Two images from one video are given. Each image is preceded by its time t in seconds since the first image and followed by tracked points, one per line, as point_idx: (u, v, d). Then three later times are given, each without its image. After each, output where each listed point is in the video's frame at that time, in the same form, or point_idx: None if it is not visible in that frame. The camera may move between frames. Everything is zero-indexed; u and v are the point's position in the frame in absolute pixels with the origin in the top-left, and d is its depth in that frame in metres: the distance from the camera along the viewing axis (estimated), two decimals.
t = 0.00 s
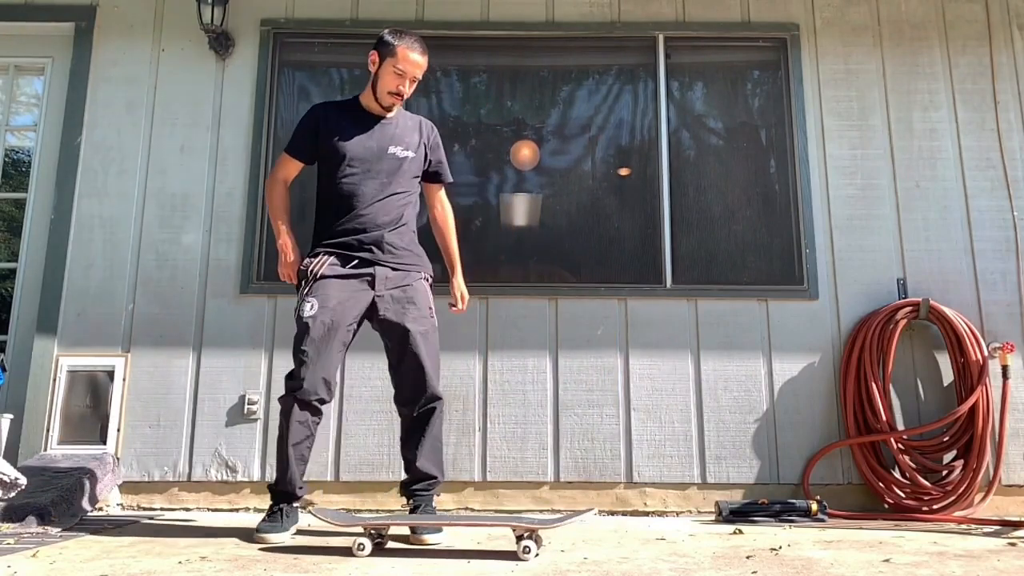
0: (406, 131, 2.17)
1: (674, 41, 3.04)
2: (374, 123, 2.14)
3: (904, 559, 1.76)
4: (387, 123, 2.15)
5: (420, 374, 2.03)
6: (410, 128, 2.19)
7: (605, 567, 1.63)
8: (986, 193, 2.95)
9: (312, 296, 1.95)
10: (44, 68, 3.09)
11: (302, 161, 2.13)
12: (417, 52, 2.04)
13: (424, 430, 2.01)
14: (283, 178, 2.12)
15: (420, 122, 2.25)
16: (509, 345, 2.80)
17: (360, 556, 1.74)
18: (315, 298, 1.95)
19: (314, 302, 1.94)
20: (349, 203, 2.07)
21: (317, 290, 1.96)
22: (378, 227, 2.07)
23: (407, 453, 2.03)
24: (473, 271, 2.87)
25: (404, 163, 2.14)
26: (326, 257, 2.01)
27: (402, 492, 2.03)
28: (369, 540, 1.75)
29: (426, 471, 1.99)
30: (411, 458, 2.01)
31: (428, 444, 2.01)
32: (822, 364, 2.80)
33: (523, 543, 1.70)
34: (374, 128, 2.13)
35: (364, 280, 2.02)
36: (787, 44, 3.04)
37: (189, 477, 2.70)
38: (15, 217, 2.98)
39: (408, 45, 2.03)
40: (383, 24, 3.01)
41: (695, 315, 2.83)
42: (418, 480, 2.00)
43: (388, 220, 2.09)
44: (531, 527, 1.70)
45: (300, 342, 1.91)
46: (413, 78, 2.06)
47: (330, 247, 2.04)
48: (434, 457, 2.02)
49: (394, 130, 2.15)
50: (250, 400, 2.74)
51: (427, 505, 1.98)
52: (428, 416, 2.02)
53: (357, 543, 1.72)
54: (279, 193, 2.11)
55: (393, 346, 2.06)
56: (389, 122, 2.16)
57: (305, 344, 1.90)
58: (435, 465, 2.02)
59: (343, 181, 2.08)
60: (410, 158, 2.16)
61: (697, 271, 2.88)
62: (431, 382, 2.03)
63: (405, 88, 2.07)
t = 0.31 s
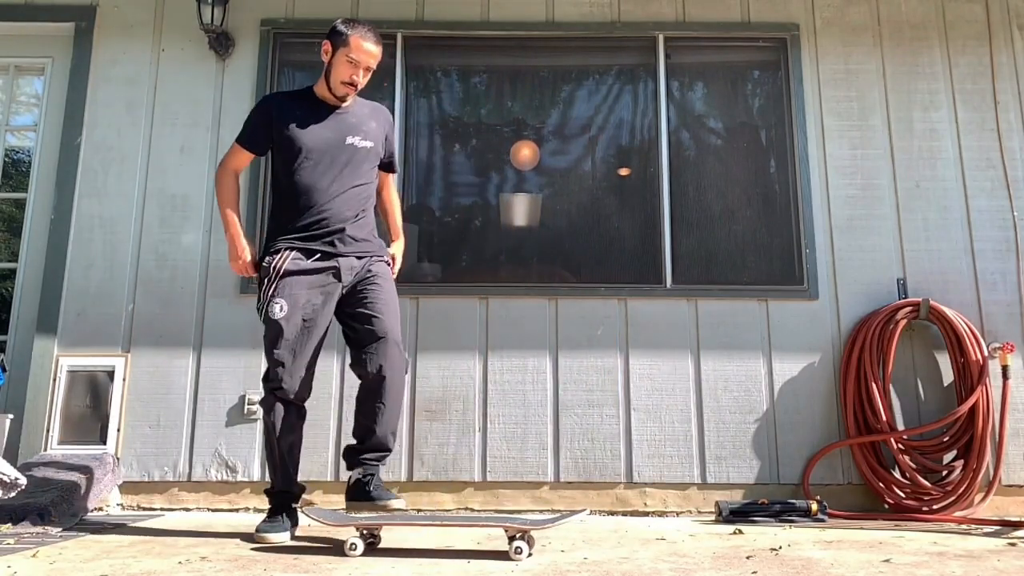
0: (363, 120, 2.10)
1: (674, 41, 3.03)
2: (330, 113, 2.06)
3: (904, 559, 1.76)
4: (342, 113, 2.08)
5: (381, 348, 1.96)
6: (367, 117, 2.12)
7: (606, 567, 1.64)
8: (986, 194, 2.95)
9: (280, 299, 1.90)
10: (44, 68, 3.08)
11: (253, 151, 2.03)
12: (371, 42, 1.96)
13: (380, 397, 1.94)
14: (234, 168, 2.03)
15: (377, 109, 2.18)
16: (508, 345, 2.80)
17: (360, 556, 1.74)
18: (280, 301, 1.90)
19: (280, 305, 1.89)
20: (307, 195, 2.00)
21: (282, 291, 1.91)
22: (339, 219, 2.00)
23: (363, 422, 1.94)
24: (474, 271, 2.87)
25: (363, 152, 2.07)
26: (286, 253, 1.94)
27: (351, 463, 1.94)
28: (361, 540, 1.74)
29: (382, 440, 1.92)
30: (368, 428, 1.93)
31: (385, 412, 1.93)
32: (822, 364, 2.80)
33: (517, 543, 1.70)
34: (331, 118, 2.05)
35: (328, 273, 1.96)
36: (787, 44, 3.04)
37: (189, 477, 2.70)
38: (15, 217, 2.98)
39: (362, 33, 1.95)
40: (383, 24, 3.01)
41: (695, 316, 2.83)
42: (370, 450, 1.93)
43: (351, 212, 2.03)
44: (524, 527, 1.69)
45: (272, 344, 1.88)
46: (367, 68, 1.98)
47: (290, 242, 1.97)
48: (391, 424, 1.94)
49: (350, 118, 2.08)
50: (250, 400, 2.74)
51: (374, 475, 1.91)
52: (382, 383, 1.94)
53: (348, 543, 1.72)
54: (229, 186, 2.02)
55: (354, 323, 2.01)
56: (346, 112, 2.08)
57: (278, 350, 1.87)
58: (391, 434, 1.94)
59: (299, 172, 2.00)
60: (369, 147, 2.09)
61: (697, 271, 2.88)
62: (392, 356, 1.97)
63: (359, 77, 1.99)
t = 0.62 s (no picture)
0: (352, 125, 2.12)
1: (674, 42, 3.03)
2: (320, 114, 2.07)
3: (904, 559, 1.76)
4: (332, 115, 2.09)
5: (356, 345, 1.90)
6: (355, 122, 2.13)
7: (605, 567, 1.64)
8: (986, 194, 2.95)
9: (265, 301, 1.86)
10: (44, 68, 3.08)
11: (241, 148, 2.00)
12: (369, 45, 1.99)
13: (353, 395, 1.86)
14: (221, 164, 1.99)
15: (364, 117, 2.20)
16: (508, 345, 2.80)
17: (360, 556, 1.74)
18: (265, 303, 1.86)
19: (266, 307, 1.86)
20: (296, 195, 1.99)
21: (267, 293, 1.87)
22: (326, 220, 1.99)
23: (332, 419, 1.86)
24: (474, 271, 2.87)
25: (351, 156, 2.08)
26: (271, 253, 1.91)
27: (315, 461, 1.85)
28: (366, 539, 1.74)
29: (349, 442, 1.84)
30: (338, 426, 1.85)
31: (355, 411, 1.85)
32: (822, 364, 2.80)
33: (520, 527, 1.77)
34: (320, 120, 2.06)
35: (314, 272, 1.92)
36: (787, 44, 3.04)
37: (189, 477, 2.70)
38: (15, 217, 2.98)
39: (361, 36, 1.98)
40: (382, 24, 3.01)
41: (695, 316, 2.83)
42: (337, 451, 1.84)
43: (337, 213, 2.03)
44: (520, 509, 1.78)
45: (261, 347, 1.86)
46: (364, 71, 2.00)
47: (273, 241, 1.94)
48: (360, 422, 1.86)
49: (340, 122, 2.09)
50: (250, 399, 2.74)
51: (338, 479, 1.82)
52: (356, 379, 1.87)
53: (354, 543, 1.72)
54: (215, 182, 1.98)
55: (331, 320, 1.95)
56: (335, 116, 2.09)
57: (265, 354, 1.86)
58: (360, 436, 1.86)
59: (289, 172, 1.99)
60: (357, 153, 2.10)
61: (697, 271, 2.88)
62: (367, 354, 1.90)
63: (354, 80, 2.01)
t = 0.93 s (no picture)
0: (348, 126, 2.12)
1: (674, 42, 3.03)
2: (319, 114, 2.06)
3: (903, 559, 1.76)
4: (332, 115, 2.08)
5: (358, 338, 1.89)
6: (351, 123, 2.13)
7: (605, 567, 1.64)
8: (986, 194, 2.95)
9: (266, 301, 1.86)
10: (44, 68, 3.08)
11: (239, 141, 1.95)
12: (377, 50, 2.01)
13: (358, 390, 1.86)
14: (216, 156, 1.93)
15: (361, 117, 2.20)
16: (508, 345, 2.80)
17: (360, 556, 1.73)
18: (266, 303, 1.86)
19: (267, 307, 1.86)
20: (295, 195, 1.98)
21: (268, 293, 1.87)
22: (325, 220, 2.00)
23: (338, 415, 1.86)
24: (474, 271, 2.87)
25: (348, 157, 2.09)
26: (270, 253, 1.91)
27: (321, 459, 1.85)
28: (376, 540, 1.75)
29: (356, 436, 1.84)
30: (344, 421, 1.85)
31: (360, 404, 1.85)
32: (822, 364, 2.80)
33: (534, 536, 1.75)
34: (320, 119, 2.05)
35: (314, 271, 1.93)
36: (787, 44, 3.04)
37: (189, 477, 2.70)
38: (15, 217, 2.98)
39: (369, 41, 1.99)
40: (382, 24, 3.01)
41: (695, 316, 2.83)
42: (343, 446, 1.85)
43: (335, 214, 2.03)
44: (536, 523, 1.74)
45: (262, 347, 1.87)
46: (369, 75, 2.01)
47: (271, 240, 1.93)
48: (367, 416, 1.86)
49: (338, 123, 2.09)
50: (250, 399, 2.74)
51: (346, 477, 1.83)
52: (360, 374, 1.87)
53: (365, 543, 1.72)
54: (210, 173, 1.92)
55: (331, 316, 1.94)
56: (334, 116, 2.09)
57: (267, 354, 1.86)
58: (366, 429, 1.86)
59: (287, 171, 1.98)
60: (354, 154, 2.11)
61: (697, 272, 2.88)
62: (370, 345, 1.89)
63: (359, 83, 2.02)
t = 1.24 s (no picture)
0: (352, 127, 2.11)
1: (674, 41, 3.03)
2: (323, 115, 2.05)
3: (903, 559, 1.76)
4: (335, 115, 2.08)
5: (366, 335, 1.90)
6: (354, 124, 2.13)
7: (605, 567, 1.64)
8: (986, 193, 2.95)
9: (272, 300, 1.86)
10: (44, 68, 3.08)
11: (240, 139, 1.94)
12: (382, 52, 2.00)
13: (366, 385, 1.87)
14: (217, 153, 1.92)
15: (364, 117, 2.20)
16: (508, 345, 2.80)
17: (360, 556, 1.73)
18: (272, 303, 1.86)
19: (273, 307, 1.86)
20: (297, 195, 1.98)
21: (273, 293, 1.87)
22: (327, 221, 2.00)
23: (346, 412, 1.86)
24: (473, 271, 2.87)
25: (350, 158, 2.09)
26: (274, 254, 1.91)
27: (330, 458, 1.85)
28: (379, 540, 1.74)
29: (365, 433, 1.84)
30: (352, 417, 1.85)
31: (368, 401, 1.85)
32: (822, 364, 2.80)
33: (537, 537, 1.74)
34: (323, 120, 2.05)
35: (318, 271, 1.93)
36: (787, 44, 3.04)
37: (189, 477, 2.70)
38: (15, 217, 2.98)
39: (376, 43, 1.98)
40: (382, 24, 3.01)
41: (695, 315, 2.83)
42: (352, 444, 1.85)
43: (337, 215, 2.04)
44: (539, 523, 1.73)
45: (267, 347, 1.87)
46: (374, 77, 2.01)
47: (275, 240, 1.94)
48: (375, 411, 1.86)
49: (341, 124, 2.08)
50: (250, 399, 2.74)
51: (355, 476, 1.83)
52: (368, 370, 1.88)
53: (366, 543, 1.71)
54: (210, 171, 1.91)
55: (337, 314, 1.94)
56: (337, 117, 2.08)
57: (272, 353, 1.86)
58: (376, 425, 1.86)
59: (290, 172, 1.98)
60: (356, 155, 2.11)
61: (697, 271, 2.88)
62: (377, 341, 1.90)
63: (364, 85, 2.02)
